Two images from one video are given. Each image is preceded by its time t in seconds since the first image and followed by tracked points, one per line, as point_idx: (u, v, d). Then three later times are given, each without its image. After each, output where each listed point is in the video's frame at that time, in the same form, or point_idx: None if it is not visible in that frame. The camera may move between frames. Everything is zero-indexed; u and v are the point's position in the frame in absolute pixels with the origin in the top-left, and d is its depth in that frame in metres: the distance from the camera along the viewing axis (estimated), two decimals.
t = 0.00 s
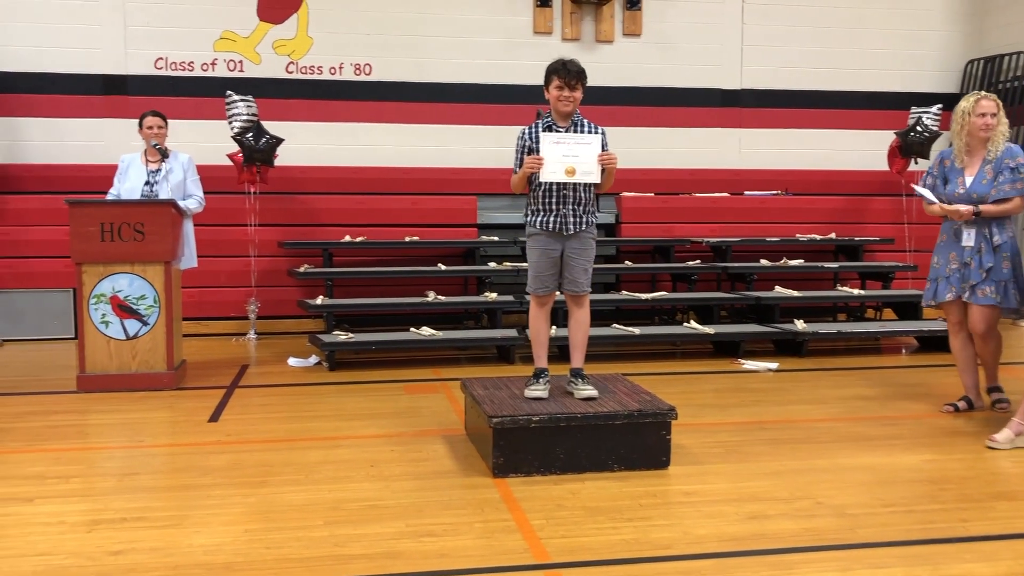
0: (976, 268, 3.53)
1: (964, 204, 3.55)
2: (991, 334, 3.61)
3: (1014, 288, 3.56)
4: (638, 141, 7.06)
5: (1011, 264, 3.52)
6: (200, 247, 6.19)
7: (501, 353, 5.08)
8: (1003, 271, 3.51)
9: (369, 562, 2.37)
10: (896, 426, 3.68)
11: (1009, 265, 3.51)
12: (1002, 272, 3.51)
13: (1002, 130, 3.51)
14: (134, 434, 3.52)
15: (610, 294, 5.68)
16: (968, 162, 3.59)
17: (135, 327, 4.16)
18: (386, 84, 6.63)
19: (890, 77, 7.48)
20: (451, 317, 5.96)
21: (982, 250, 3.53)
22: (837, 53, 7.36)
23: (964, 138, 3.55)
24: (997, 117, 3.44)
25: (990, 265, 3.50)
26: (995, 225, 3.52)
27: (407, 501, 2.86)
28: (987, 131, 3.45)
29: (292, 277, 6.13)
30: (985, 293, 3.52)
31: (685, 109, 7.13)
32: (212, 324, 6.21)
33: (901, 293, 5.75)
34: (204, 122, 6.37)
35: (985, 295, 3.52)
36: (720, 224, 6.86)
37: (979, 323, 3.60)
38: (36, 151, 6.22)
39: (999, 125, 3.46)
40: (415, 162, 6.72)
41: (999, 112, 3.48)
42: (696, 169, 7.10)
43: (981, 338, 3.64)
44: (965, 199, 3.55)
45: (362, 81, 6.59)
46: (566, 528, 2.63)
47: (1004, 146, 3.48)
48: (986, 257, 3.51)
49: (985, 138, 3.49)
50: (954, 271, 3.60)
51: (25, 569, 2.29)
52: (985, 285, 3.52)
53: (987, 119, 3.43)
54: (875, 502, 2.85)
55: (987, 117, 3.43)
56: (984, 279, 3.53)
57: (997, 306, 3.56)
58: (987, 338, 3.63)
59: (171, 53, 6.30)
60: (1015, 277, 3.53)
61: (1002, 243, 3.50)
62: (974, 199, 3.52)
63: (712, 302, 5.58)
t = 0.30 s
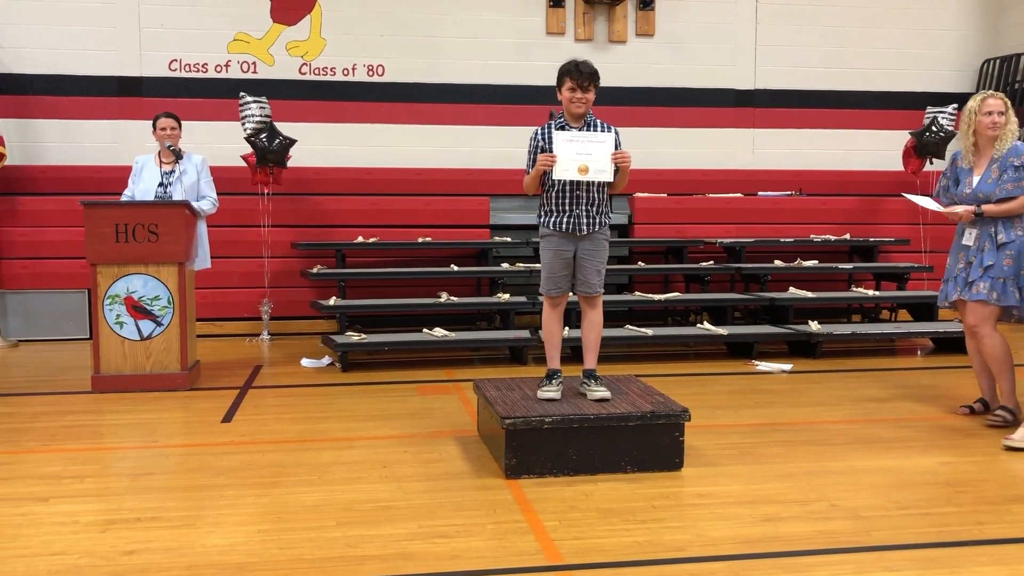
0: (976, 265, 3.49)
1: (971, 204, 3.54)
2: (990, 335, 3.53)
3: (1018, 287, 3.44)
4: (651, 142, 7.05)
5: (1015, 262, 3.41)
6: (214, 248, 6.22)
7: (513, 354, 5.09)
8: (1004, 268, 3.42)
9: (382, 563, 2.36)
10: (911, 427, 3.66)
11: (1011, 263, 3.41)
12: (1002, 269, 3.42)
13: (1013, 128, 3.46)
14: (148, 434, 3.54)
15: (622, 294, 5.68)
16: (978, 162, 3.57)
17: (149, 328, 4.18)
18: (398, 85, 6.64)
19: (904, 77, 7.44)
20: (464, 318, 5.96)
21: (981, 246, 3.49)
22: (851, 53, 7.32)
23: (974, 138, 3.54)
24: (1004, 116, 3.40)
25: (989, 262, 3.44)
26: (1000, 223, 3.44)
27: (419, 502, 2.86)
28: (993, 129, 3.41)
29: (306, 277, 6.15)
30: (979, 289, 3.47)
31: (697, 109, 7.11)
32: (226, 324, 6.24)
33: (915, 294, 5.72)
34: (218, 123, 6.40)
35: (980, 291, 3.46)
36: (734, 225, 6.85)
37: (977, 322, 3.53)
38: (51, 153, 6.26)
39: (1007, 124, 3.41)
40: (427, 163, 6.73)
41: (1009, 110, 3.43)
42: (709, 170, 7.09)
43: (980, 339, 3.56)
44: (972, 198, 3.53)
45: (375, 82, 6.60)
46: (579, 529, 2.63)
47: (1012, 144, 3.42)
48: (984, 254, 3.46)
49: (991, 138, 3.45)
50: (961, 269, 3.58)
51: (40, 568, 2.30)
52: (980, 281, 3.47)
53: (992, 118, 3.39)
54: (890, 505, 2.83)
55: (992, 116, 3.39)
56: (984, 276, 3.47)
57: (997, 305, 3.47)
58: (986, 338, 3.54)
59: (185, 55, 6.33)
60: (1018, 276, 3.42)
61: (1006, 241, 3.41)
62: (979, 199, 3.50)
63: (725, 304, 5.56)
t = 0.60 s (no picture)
0: (977, 265, 3.49)
1: (976, 202, 3.51)
2: (991, 338, 3.51)
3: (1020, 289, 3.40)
4: (657, 141, 7.05)
5: (1016, 263, 3.38)
6: (221, 248, 6.23)
7: (519, 354, 5.09)
8: (1004, 270, 3.40)
9: (388, 563, 2.37)
10: (918, 427, 3.65)
11: (1013, 264, 3.39)
12: (1003, 270, 3.40)
13: None
14: (155, 434, 3.55)
15: (628, 294, 5.68)
16: (986, 161, 3.55)
17: (156, 328, 4.19)
18: (404, 85, 6.65)
19: (911, 76, 7.42)
20: (470, 318, 5.97)
21: (982, 246, 3.48)
22: (857, 52, 7.31)
23: (985, 137, 3.52)
24: (1008, 113, 3.38)
25: (989, 262, 3.43)
26: (1002, 222, 3.43)
27: (425, 502, 2.86)
28: (999, 125, 3.39)
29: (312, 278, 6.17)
30: (979, 290, 3.46)
31: (703, 108, 7.11)
32: (233, 324, 6.26)
33: (922, 293, 5.71)
34: (224, 124, 6.41)
35: (980, 292, 3.45)
36: (740, 224, 6.85)
37: (981, 322, 3.53)
38: (59, 154, 6.29)
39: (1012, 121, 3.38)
40: (432, 163, 6.74)
41: (1018, 108, 3.39)
42: (716, 169, 7.10)
43: (983, 339, 3.55)
44: (977, 196, 3.51)
45: (381, 82, 6.61)
46: (585, 529, 2.62)
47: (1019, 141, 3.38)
48: (984, 254, 3.46)
49: (997, 135, 3.43)
50: (964, 269, 3.58)
51: (48, 568, 2.31)
52: (980, 282, 3.46)
53: (993, 113, 3.39)
54: (897, 505, 2.82)
55: (993, 111, 3.40)
56: (984, 276, 3.46)
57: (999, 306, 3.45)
58: (988, 340, 3.53)
59: (191, 55, 6.35)
60: (1020, 278, 3.38)
61: (1007, 241, 3.39)
62: (983, 197, 3.47)
63: (731, 304, 5.55)
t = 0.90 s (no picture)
0: (982, 265, 3.48)
1: (981, 199, 3.50)
2: (998, 339, 3.51)
3: None
4: (659, 141, 7.05)
5: (1021, 262, 3.37)
6: (223, 248, 6.24)
7: (521, 353, 5.09)
8: (1010, 270, 3.39)
9: (390, 562, 2.37)
10: (921, 427, 3.65)
11: (1017, 263, 3.38)
12: (1009, 270, 3.39)
13: None
14: (158, 434, 3.56)
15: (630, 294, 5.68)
16: (994, 156, 3.54)
17: (159, 327, 4.20)
18: (406, 85, 6.65)
19: (914, 75, 7.41)
20: (472, 318, 5.97)
21: (986, 246, 3.48)
22: (860, 51, 7.31)
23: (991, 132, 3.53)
24: (1007, 105, 3.40)
25: (993, 261, 3.43)
26: (1005, 221, 3.41)
27: (428, 501, 2.86)
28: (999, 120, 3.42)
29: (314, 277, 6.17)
30: (986, 291, 3.47)
31: (705, 107, 7.10)
32: (236, 325, 6.28)
33: (924, 293, 5.71)
34: (226, 124, 6.42)
35: (986, 293, 3.46)
36: (743, 223, 6.85)
37: (988, 322, 3.52)
38: (61, 154, 6.30)
39: (1012, 113, 3.39)
40: (434, 163, 6.74)
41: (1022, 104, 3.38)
42: (718, 169, 7.10)
43: (990, 339, 3.55)
44: (982, 193, 3.50)
45: (383, 82, 6.61)
46: (587, 529, 2.63)
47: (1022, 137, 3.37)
48: (987, 254, 3.46)
49: (999, 129, 3.45)
50: (969, 268, 3.58)
51: (51, 567, 2.31)
52: (987, 284, 3.47)
53: (990, 106, 3.43)
54: (899, 504, 2.82)
55: (991, 104, 3.43)
56: (990, 276, 3.46)
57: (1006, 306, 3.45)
58: (994, 340, 3.53)
59: (193, 56, 6.35)
60: None
61: (1011, 240, 3.38)
62: (988, 193, 3.47)
63: (734, 303, 5.55)
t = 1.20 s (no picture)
0: (987, 265, 3.48)
1: (987, 199, 3.50)
2: (1002, 339, 3.51)
3: None
4: (660, 141, 7.04)
5: None
6: (224, 247, 6.24)
7: (522, 353, 5.09)
8: (1016, 270, 3.38)
9: (391, 562, 2.37)
10: (923, 426, 3.65)
11: (1022, 263, 3.37)
12: (1015, 270, 3.38)
13: None
14: (159, 433, 3.56)
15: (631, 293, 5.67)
16: (999, 155, 3.53)
17: (160, 326, 4.20)
18: (407, 84, 6.65)
19: (915, 75, 7.41)
20: (473, 317, 5.97)
21: (991, 247, 3.47)
22: (861, 51, 7.30)
23: (997, 129, 3.52)
24: (1010, 103, 3.38)
25: (998, 261, 3.42)
26: (1009, 221, 3.40)
27: (429, 501, 2.86)
28: (1003, 118, 3.41)
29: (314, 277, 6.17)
30: (992, 292, 3.46)
31: (706, 107, 7.10)
32: (236, 324, 6.28)
33: (925, 292, 5.70)
34: (227, 123, 6.42)
35: (992, 294, 3.45)
36: (744, 223, 6.84)
37: (993, 322, 3.52)
38: (62, 153, 6.29)
39: (1015, 111, 3.37)
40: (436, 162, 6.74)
41: None
42: (719, 168, 7.08)
43: (994, 339, 3.56)
44: (987, 192, 3.50)
45: (384, 81, 6.61)
46: (587, 528, 2.62)
47: None
48: (992, 254, 3.45)
49: (1003, 127, 3.44)
50: (974, 268, 3.57)
51: (51, 566, 2.31)
52: (993, 284, 3.45)
53: (995, 104, 3.42)
54: (900, 504, 2.82)
55: (995, 102, 3.42)
56: (996, 277, 3.45)
57: (1011, 307, 3.44)
58: (998, 340, 3.53)
59: (194, 55, 6.35)
60: None
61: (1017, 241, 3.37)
62: (993, 193, 3.46)
63: (735, 302, 5.55)
